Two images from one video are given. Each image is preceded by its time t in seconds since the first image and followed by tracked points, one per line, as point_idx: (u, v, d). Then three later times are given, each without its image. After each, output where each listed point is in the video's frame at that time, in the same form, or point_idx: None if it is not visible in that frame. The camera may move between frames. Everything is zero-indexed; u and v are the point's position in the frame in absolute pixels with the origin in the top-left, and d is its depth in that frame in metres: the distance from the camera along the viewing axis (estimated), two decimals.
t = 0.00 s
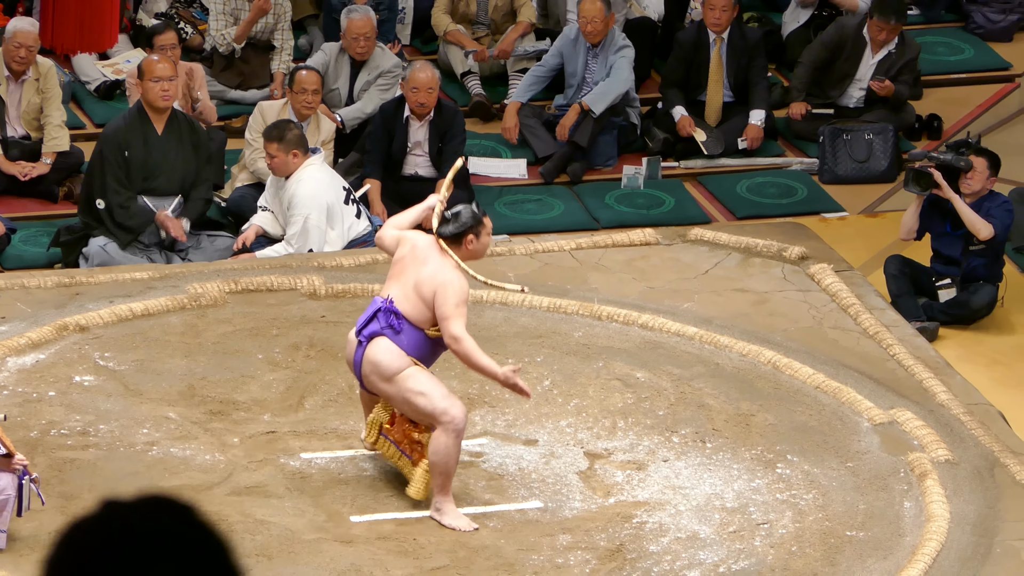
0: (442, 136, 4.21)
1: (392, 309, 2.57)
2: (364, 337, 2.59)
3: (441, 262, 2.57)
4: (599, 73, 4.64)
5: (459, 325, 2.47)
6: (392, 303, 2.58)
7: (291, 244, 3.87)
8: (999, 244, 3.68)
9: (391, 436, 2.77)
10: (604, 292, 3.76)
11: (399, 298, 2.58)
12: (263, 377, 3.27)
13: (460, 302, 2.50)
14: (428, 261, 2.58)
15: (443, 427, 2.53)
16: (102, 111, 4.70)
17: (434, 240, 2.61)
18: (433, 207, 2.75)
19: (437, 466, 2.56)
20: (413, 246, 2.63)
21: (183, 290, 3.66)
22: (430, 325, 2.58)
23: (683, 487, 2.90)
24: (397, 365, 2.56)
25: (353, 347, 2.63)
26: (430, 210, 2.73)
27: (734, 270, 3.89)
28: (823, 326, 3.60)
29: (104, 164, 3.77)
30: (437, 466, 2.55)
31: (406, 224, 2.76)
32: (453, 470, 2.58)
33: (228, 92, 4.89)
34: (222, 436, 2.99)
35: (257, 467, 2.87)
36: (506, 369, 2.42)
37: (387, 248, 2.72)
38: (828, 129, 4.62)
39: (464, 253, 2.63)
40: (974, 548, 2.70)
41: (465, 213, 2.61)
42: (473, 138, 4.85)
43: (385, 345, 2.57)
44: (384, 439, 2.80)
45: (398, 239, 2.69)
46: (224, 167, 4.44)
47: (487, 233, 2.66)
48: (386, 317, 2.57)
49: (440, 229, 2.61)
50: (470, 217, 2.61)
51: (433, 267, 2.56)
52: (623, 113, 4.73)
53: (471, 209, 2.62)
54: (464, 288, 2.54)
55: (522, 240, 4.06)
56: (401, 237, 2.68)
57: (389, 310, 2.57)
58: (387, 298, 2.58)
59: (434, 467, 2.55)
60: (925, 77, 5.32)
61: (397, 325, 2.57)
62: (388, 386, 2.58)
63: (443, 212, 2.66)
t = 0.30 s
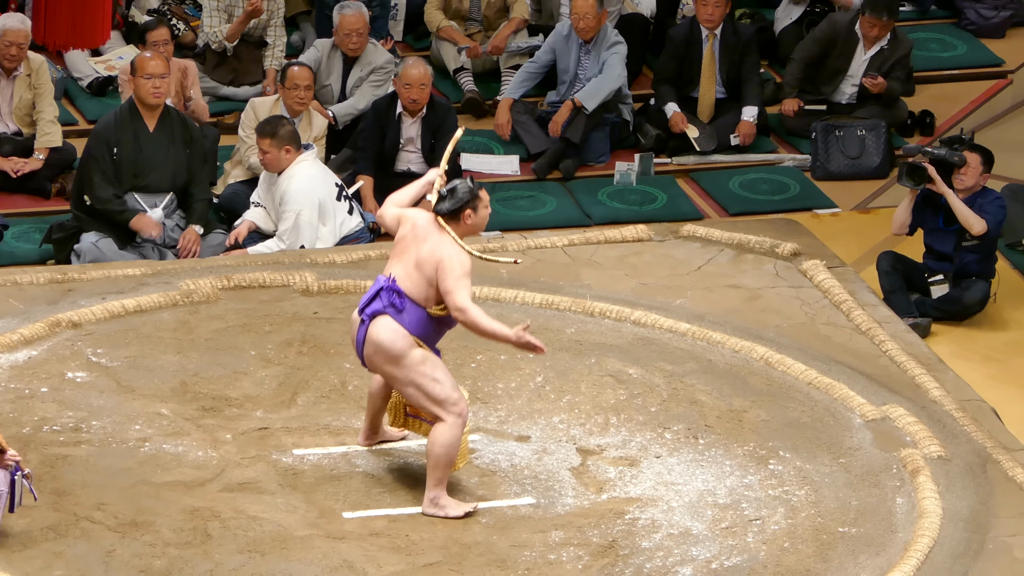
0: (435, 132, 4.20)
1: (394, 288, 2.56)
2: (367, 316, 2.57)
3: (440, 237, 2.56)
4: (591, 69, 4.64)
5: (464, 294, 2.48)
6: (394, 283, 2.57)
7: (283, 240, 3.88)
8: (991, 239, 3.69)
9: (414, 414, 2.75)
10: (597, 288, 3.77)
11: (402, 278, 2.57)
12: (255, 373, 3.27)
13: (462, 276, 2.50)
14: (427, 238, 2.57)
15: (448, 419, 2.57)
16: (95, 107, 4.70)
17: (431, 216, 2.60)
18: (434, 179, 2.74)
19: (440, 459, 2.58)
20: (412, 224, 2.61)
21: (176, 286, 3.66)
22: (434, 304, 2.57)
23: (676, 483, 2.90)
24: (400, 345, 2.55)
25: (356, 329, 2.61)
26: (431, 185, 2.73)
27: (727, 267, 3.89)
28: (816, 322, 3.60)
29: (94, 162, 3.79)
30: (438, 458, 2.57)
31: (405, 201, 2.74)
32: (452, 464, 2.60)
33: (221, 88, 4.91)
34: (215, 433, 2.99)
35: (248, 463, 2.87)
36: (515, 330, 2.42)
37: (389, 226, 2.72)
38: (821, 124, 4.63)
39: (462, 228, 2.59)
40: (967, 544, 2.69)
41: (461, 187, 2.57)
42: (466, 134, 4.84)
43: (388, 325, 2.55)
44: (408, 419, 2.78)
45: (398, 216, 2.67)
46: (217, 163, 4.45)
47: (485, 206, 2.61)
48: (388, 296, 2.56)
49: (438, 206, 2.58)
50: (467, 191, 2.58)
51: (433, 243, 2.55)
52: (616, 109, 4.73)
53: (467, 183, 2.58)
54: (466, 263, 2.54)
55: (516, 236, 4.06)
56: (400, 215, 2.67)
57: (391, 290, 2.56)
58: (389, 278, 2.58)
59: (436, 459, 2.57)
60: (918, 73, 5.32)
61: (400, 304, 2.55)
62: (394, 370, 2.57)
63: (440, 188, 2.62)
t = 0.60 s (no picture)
0: (430, 128, 4.22)
1: (403, 279, 2.57)
2: (381, 310, 2.59)
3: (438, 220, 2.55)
4: (587, 65, 4.64)
5: (467, 272, 2.47)
6: (402, 273, 2.58)
7: (278, 236, 3.88)
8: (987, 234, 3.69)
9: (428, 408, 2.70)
10: (592, 285, 3.77)
11: (409, 268, 2.58)
12: (251, 370, 3.27)
13: (462, 256, 2.49)
14: (426, 220, 2.56)
15: (449, 414, 2.56)
16: (90, 104, 4.70)
17: (429, 199, 2.58)
18: (435, 156, 2.72)
19: (445, 452, 2.59)
20: (412, 208, 2.61)
21: (171, 282, 3.66)
22: (444, 288, 2.57)
23: (671, 479, 2.89)
24: (414, 335, 2.56)
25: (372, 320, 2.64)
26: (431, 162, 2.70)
27: (723, 263, 3.89)
28: (811, 318, 3.60)
29: (89, 160, 3.76)
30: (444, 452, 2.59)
31: (406, 181, 2.73)
32: (461, 457, 2.61)
33: (216, 84, 4.90)
34: (210, 429, 2.99)
35: (243, 460, 2.87)
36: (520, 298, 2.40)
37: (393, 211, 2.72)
38: (815, 120, 4.63)
39: (461, 208, 2.56)
40: (963, 540, 2.68)
41: (456, 167, 2.54)
42: (460, 130, 4.84)
43: (400, 315, 2.56)
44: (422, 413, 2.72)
45: (399, 199, 2.67)
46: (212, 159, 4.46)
47: (482, 183, 2.59)
48: (398, 287, 2.56)
49: (435, 189, 2.55)
50: (462, 170, 2.55)
51: (432, 227, 2.54)
52: (611, 105, 4.72)
53: (462, 162, 2.55)
54: (466, 241, 2.52)
55: (511, 233, 4.06)
56: (401, 197, 2.66)
57: (400, 281, 2.57)
58: (398, 269, 2.59)
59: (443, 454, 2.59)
60: (912, 69, 5.32)
61: (410, 294, 2.56)
62: (404, 360, 2.59)
63: (435, 169, 2.59)
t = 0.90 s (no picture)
0: (428, 126, 4.22)
1: (409, 262, 2.57)
2: (387, 294, 2.59)
3: (442, 201, 2.55)
4: (584, 63, 4.66)
5: (470, 251, 2.47)
6: (408, 257, 2.58)
7: (276, 234, 3.88)
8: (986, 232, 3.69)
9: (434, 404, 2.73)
10: (589, 283, 3.77)
11: (415, 251, 2.58)
12: (248, 368, 3.27)
13: (465, 236, 2.49)
14: (430, 203, 2.57)
15: (452, 404, 2.59)
16: (88, 102, 4.70)
17: (433, 181, 2.59)
18: (440, 138, 2.72)
19: (448, 444, 2.59)
20: (415, 191, 2.62)
21: (169, 280, 3.67)
22: (449, 271, 2.56)
23: (669, 477, 2.89)
24: (420, 318, 2.55)
25: (380, 305, 2.64)
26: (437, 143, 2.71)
27: (720, 261, 3.90)
28: (808, 316, 3.61)
29: (84, 160, 3.77)
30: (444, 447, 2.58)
31: (413, 164, 2.74)
32: (461, 451, 2.61)
33: (213, 83, 4.93)
34: (208, 427, 2.99)
35: (241, 457, 2.87)
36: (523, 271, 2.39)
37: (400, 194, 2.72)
38: (813, 119, 4.64)
39: (466, 191, 2.57)
40: (960, 539, 2.68)
41: (460, 151, 2.55)
42: (458, 128, 4.84)
43: (406, 299, 2.56)
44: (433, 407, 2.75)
45: (405, 182, 2.67)
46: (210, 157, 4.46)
47: (485, 166, 2.59)
48: (403, 270, 2.57)
49: (438, 173, 2.56)
50: (465, 154, 2.55)
51: (437, 208, 2.55)
52: (610, 103, 4.74)
53: (465, 146, 2.56)
54: (468, 222, 2.52)
55: (509, 231, 4.06)
56: (405, 180, 2.67)
57: (406, 265, 2.57)
58: (404, 252, 2.59)
59: (443, 449, 2.58)
60: (910, 67, 5.33)
61: (415, 277, 2.56)
62: (409, 346, 2.59)
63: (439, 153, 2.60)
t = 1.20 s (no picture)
0: (426, 125, 4.22)
1: (418, 258, 2.58)
2: (402, 291, 2.61)
3: (444, 194, 2.55)
4: (582, 62, 4.66)
5: (471, 242, 2.47)
6: (416, 253, 2.59)
7: (273, 233, 3.88)
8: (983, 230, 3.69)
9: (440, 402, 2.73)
10: (587, 282, 3.77)
11: (422, 246, 2.58)
12: (247, 366, 3.27)
13: (467, 227, 2.48)
14: (433, 196, 2.57)
15: (454, 401, 2.60)
16: (86, 101, 4.70)
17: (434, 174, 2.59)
18: (441, 128, 2.71)
19: (451, 441, 2.60)
20: (418, 185, 2.62)
21: (167, 279, 3.67)
22: (457, 264, 2.56)
23: (667, 476, 2.89)
24: (431, 314, 2.56)
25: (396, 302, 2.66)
26: (438, 134, 2.71)
27: (718, 260, 3.90)
28: (806, 315, 3.61)
29: (82, 159, 3.77)
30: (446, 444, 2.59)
31: (416, 157, 2.75)
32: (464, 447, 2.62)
33: (212, 82, 4.91)
34: (206, 426, 2.99)
35: (239, 456, 2.87)
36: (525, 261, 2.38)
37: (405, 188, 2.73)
38: (811, 117, 4.64)
39: (467, 181, 2.57)
40: (958, 538, 2.68)
41: (459, 141, 2.55)
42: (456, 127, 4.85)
43: (418, 295, 2.57)
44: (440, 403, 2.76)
45: (408, 176, 2.67)
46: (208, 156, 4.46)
47: (486, 156, 2.59)
48: (414, 267, 2.57)
49: (438, 165, 2.56)
50: (465, 144, 2.55)
51: (439, 202, 2.55)
52: (607, 102, 4.74)
53: (464, 136, 2.55)
54: (469, 213, 2.51)
55: (507, 230, 4.06)
56: (408, 175, 2.67)
57: (416, 261, 2.58)
58: (413, 248, 2.60)
59: (444, 446, 2.59)
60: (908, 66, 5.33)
61: (425, 272, 2.57)
62: (421, 339, 2.60)
63: (440, 144, 2.60)
